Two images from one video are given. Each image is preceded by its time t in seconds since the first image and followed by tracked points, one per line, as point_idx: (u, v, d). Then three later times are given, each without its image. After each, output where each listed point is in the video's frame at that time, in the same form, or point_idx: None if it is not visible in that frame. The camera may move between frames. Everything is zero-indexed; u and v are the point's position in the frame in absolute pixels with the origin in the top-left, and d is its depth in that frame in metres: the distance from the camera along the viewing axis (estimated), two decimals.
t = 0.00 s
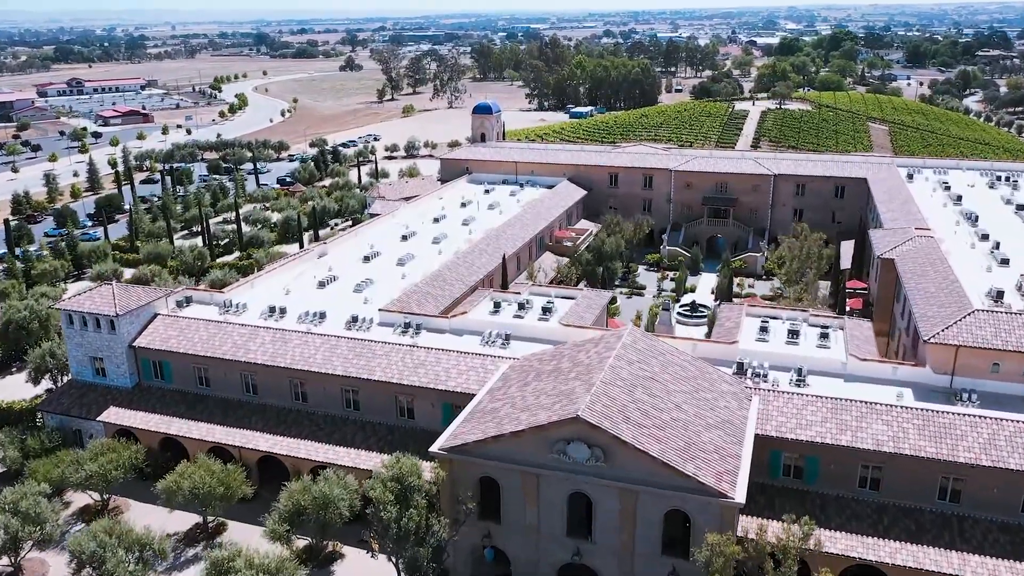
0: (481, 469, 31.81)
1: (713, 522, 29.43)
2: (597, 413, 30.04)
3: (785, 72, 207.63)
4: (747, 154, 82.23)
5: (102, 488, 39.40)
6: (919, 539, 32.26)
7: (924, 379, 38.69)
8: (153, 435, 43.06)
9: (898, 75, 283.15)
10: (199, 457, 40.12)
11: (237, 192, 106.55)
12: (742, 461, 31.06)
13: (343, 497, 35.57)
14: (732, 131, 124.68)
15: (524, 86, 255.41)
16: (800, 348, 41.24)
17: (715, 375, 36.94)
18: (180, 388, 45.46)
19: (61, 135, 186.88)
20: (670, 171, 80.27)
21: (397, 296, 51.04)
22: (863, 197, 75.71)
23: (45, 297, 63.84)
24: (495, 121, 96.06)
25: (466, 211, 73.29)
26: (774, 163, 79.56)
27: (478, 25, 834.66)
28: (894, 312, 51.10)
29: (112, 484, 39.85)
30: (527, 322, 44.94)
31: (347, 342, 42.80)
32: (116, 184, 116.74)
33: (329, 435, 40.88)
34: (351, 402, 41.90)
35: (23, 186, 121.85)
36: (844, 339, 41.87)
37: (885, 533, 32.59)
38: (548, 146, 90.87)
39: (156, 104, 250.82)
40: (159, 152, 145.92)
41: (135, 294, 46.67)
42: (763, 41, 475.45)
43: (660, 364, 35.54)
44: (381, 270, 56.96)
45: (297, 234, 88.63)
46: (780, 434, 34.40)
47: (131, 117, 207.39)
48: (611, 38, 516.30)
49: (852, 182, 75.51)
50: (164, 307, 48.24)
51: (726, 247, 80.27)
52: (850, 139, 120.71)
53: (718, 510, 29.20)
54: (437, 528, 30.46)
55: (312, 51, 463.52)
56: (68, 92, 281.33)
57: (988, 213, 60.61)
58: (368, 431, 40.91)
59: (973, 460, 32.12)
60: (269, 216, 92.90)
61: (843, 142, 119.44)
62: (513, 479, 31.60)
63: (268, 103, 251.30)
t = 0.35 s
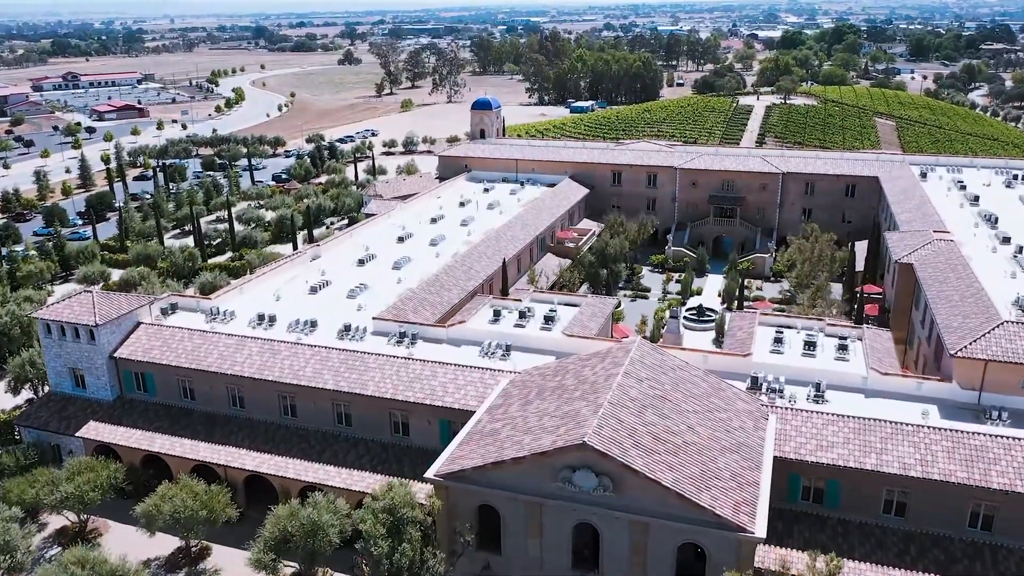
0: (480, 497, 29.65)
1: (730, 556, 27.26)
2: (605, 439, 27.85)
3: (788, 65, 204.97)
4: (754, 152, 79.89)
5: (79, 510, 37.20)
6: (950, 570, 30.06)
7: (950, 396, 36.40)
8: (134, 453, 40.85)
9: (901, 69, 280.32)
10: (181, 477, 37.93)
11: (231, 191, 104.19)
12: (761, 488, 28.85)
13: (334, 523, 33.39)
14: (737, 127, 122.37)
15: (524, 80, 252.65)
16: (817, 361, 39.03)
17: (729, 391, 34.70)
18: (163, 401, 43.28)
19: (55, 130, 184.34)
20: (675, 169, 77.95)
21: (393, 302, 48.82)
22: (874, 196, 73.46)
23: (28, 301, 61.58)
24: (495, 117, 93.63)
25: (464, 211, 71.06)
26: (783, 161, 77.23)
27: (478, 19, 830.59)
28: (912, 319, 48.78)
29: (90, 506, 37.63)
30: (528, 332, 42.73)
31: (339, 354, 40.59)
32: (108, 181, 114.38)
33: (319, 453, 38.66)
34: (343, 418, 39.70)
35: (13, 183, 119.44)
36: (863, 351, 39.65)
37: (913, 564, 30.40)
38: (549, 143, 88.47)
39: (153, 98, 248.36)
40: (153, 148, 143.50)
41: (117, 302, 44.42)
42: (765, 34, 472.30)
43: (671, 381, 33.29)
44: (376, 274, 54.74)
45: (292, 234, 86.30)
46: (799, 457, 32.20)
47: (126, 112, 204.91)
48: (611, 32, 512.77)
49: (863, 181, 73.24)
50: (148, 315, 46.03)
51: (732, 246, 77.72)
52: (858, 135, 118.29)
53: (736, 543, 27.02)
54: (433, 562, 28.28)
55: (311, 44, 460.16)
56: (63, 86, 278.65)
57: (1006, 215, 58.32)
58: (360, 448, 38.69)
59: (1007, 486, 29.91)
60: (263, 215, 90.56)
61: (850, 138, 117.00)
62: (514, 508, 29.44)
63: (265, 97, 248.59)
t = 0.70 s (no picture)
0: (480, 529, 27.48)
1: None
2: (614, 469, 25.65)
3: (792, 59, 202.19)
4: (762, 149, 77.51)
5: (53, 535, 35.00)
6: None
7: (979, 414, 34.14)
8: (114, 472, 38.68)
9: (905, 62, 277.29)
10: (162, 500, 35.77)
11: (225, 188, 101.88)
12: (782, 521, 26.69)
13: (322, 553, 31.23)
14: (742, 122, 119.95)
15: (524, 74, 249.74)
16: (837, 377, 36.82)
17: (745, 410, 32.43)
18: (146, 416, 41.10)
19: (49, 126, 181.75)
20: (680, 167, 75.63)
21: (388, 311, 46.58)
22: (885, 195, 71.19)
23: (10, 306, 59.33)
24: (495, 113, 91.09)
25: (463, 211, 68.80)
26: (792, 158, 74.88)
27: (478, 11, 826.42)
28: (932, 328, 46.72)
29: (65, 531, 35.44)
30: (530, 344, 40.51)
31: (330, 367, 38.37)
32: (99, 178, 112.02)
33: (308, 473, 36.50)
34: (334, 436, 37.50)
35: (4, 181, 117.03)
36: (885, 365, 37.42)
37: None
38: (550, 140, 86.09)
39: (149, 92, 245.97)
40: (147, 143, 140.99)
41: (97, 311, 42.16)
42: (766, 27, 468.90)
43: (683, 401, 31.03)
44: (371, 279, 52.52)
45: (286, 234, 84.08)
46: (821, 484, 30.02)
47: (121, 107, 202.33)
48: (611, 25, 509.37)
49: (874, 179, 70.95)
50: (130, 325, 43.82)
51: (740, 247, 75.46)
52: (865, 131, 115.77)
53: None
54: None
55: (309, 38, 456.84)
56: (59, 80, 275.84)
57: None
58: (352, 468, 36.52)
59: None
60: (256, 214, 88.25)
61: (857, 134, 114.50)
62: (516, 541, 27.27)
63: (262, 91, 245.71)
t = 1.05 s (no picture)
0: (479, 567, 25.38)
1: None
2: (625, 505, 23.54)
3: (796, 53, 199.43)
4: (770, 147, 75.20)
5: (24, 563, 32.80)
6: None
7: (1011, 435, 32.00)
8: (92, 493, 36.53)
9: (909, 56, 274.16)
10: (140, 526, 33.63)
11: (218, 186, 99.61)
12: (807, 560, 24.59)
13: None
14: (746, 117, 117.58)
15: (524, 68, 246.94)
16: (858, 394, 34.65)
17: (763, 432, 30.27)
18: (126, 432, 38.96)
19: (42, 121, 179.29)
20: (685, 165, 73.31)
21: (383, 320, 44.42)
22: (898, 195, 68.95)
23: None
24: (495, 108, 88.51)
25: (462, 211, 66.59)
26: (801, 156, 72.58)
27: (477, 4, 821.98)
28: (954, 337, 44.69)
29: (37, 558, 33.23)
30: (531, 356, 38.35)
31: (320, 383, 36.23)
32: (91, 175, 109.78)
33: (297, 496, 34.41)
34: (324, 456, 35.39)
35: None
36: (909, 381, 35.25)
37: None
38: (551, 136, 83.76)
39: (145, 87, 243.35)
40: (141, 139, 138.61)
41: (75, 321, 39.98)
42: (768, 21, 465.50)
43: (697, 424, 28.86)
44: (365, 284, 50.37)
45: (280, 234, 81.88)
46: (846, 515, 27.92)
47: (116, 101, 200.07)
48: (611, 19, 506.15)
49: (886, 179, 68.70)
50: (110, 335, 41.63)
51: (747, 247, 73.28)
52: (873, 127, 113.28)
53: None
54: None
55: (308, 31, 453.69)
56: (54, 74, 273.07)
57: None
58: (344, 491, 34.42)
59: None
60: (250, 212, 85.98)
61: (865, 130, 112.00)
62: None
63: (259, 86, 242.95)
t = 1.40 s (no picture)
0: None
1: None
2: (637, 549, 21.42)
3: (799, 46, 196.67)
4: (778, 145, 73.01)
5: None
6: None
7: None
8: (67, 518, 34.39)
9: (913, 49, 271.20)
10: (117, 555, 31.43)
11: (211, 184, 97.40)
12: None
13: None
14: (751, 113, 115.25)
15: (524, 61, 244.17)
16: (881, 413, 32.55)
17: (782, 459, 28.17)
18: (105, 451, 36.87)
19: (36, 116, 176.81)
20: (691, 163, 71.07)
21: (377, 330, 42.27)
22: (911, 195, 66.83)
23: None
24: (495, 105, 86.07)
25: (460, 211, 64.45)
26: (810, 154, 70.37)
27: None
28: (977, 347, 42.61)
29: None
30: (534, 371, 36.25)
31: (309, 400, 34.12)
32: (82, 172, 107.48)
33: (284, 522, 32.28)
34: (313, 479, 33.28)
35: None
36: (935, 399, 33.16)
37: None
38: (553, 133, 81.53)
39: (142, 81, 241.06)
40: (134, 134, 136.21)
41: (51, 333, 37.83)
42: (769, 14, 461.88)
43: (712, 452, 26.77)
44: (360, 290, 48.26)
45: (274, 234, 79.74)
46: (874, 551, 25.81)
47: (111, 96, 197.67)
48: (611, 11, 502.67)
49: (899, 178, 66.56)
50: (88, 347, 39.50)
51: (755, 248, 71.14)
52: (880, 123, 110.88)
53: None
54: None
55: (307, 24, 450.24)
56: (49, 68, 270.30)
57: None
58: (334, 517, 32.32)
59: None
60: (243, 212, 83.78)
61: (873, 125, 109.61)
62: None
63: (256, 80, 240.26)
